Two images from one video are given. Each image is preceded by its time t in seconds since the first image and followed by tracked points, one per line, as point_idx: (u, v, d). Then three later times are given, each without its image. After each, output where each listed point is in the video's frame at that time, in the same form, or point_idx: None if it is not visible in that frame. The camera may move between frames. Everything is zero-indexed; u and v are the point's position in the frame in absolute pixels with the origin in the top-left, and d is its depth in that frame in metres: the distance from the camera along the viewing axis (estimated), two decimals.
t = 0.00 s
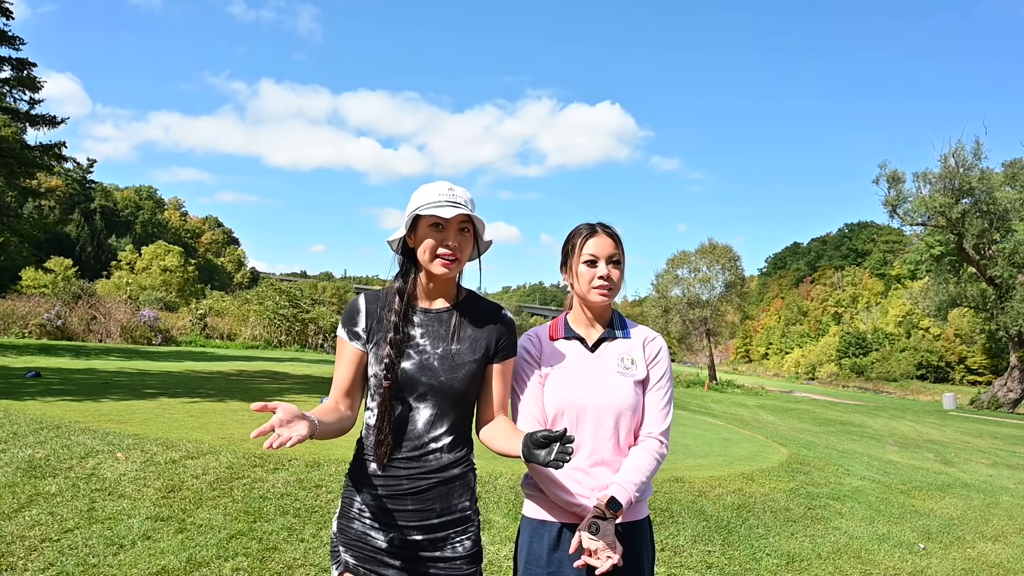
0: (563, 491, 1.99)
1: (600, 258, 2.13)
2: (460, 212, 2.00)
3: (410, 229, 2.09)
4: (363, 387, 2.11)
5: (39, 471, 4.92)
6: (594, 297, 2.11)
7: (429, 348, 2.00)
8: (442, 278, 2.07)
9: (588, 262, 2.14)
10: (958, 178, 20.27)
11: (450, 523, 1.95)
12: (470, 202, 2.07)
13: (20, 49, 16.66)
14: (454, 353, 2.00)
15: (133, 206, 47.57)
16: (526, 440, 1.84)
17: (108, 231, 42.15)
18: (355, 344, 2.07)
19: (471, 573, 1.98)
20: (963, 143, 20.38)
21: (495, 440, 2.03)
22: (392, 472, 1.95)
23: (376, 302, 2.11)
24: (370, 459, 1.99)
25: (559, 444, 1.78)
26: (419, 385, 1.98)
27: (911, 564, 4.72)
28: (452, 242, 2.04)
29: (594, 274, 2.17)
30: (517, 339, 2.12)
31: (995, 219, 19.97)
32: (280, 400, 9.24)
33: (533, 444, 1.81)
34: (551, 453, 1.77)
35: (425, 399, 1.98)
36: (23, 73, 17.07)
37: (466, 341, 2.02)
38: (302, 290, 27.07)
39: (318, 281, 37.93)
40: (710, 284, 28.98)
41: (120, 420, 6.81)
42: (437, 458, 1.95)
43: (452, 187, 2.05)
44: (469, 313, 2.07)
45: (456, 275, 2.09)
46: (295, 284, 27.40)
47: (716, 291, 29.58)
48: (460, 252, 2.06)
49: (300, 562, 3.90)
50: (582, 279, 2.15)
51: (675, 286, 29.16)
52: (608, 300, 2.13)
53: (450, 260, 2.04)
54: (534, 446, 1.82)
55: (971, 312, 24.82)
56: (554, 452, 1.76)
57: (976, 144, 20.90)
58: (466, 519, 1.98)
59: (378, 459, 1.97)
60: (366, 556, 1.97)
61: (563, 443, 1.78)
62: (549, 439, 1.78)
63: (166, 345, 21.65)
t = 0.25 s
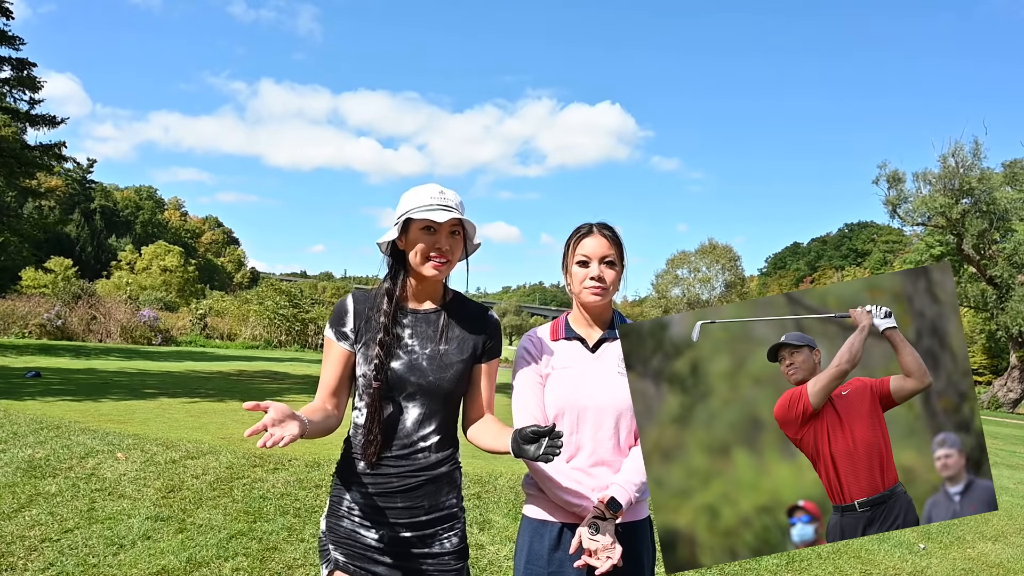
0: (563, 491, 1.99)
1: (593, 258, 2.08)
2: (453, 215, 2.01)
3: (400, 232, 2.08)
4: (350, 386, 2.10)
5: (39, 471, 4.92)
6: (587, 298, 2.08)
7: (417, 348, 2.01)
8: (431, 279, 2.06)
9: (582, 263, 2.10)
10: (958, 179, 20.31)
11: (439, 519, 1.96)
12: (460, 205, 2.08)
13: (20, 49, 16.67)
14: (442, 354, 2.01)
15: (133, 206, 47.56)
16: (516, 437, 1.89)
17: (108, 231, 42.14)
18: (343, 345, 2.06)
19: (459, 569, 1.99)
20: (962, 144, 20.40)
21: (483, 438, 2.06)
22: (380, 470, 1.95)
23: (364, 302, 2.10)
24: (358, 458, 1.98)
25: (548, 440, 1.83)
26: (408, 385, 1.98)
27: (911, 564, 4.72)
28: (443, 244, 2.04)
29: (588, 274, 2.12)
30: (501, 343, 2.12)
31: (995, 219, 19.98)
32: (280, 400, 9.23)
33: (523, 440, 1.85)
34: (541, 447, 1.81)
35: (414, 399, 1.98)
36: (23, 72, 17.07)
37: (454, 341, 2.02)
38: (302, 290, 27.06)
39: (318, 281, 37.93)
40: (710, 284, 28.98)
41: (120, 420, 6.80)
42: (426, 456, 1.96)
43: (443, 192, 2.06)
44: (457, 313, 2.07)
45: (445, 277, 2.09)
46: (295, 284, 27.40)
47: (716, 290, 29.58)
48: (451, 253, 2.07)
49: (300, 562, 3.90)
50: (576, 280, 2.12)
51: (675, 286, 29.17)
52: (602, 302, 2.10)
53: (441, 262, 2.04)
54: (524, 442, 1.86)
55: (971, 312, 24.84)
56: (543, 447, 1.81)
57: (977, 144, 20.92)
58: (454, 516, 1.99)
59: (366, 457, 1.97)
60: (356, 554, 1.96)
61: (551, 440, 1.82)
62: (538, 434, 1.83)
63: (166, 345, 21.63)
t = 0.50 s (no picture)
0: (564, 491, 1.99)
1: (591, 260, 2.07)
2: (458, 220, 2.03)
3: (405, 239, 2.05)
4: (338, 385, 2.08)
5: (39, 471, 4.92)
6: (585, 300, 2.08)
7: (408, 348, 2.01)
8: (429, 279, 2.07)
9: (580, 264, 2.10)
10: (958, 179, 20.35)
11: (431, 517, 1.97)
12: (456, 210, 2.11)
13: (20, 49, 16.67)
14: (431, 353, 2.01)
15: (133, 206, 47.55)
16: (507, 434, 1.90)
17: (108, 231, 42.14)
18: (332, 345, 2.04)
19: (451, 566, 2.00)
20: (962, 144, 20.42)
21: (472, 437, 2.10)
22: (372, 469, 1.95)
23: (353, 302, 2.08)
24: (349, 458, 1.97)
25: (539, 436, 1.85)
26: (398, 384, 1.98)
27: (911, 564, 4.72)
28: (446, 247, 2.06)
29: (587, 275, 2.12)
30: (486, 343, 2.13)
31: (996, 219, 19.98)
32: (280, 400, 9.23)
33: (514, 438, 1.87)
34: (533, 444, 1.83)
35: (405, 398, 1.98)
36: (23, 72, 17.07)
37: (443, 340, 2.04)
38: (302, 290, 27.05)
39: (318, 281, 37.92)
40: (710, 284, 28.99)
41: (120, 420, 6.80)
42: (417, 455, 1.97)
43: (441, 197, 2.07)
44: (445, 313, 2.08)
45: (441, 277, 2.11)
46: (295, 284, 27.39)
47: (716, 290, 29.57)
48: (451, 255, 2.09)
49: (300, 562, 3.90)
50: (575, 281, 2.12)
51: (676, 286, 29.17)
52: (602, 303, 2.09)
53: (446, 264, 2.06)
54: (516, 439, 1.87)
55: (971, 312, 24.86)
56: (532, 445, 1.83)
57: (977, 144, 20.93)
58: (445, 514, 2.01)
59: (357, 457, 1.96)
60: (349, 553, 1.95)
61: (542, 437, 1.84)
62: (529, 431, 1.84)
63: (166, 345, 21.63)
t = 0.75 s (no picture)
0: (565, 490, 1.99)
1: (591, 262, 2.07)
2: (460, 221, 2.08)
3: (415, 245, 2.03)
4: (329, 385, 2.05)
5: (39, 471, 4.92)
6: (584, 302, 2.08)
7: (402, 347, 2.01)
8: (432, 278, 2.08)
9: (579, 266, 2.10)
10: (958, 179, 20.37)
11: (430, 515, 1.98)
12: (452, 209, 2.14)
13: (20, 49, 16.68)
14: (426, 353, 2.02)
15: (133, 207, 47.55)
16: (513, 423, 1.92)
17: (108, 231, 42.14)
18: (325, 346, 2.01)
19: (450, 564, 2.02)
20: (962, 144, 20.42)
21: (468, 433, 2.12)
22: (371, 469, 1.95)
23: (347, 302, 2.05)
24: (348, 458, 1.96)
25: (545, 423, 1.87)
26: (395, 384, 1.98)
27: (911, 564, 4.72)
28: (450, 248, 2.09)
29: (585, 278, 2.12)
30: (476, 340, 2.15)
31: (996, 219, 19.96)
32: (279, 400, 9.23)
33: (520, 426, 1.88)
34: (538, 431, 1.85)
35: (402, 398, 1.98)
36: (23, 72, 17.08)
37: (438, 340, 2.05)
38: (301, 290, 27.05)
39: (318, 281, 37.91)
40: (710, 284, 28.99)
41: (120, 420, 6.80)
42: (416, 454, 1.98)
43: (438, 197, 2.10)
44: (437, 313, 2.09)
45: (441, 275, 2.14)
46: (295, 284, 27.39)
47: (716, 290, 29.56)
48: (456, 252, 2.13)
49: (300, 562, 3.89)
50: (574, 283, 2.12)
51: (676, 286, 29.17)
52: (601, 305, 2.09)
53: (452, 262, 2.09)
54: (520, 428, 1.90)
55: (971, 312, 24.86)
56: (539, 431, 1.85)
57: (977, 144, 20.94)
58: (444, 512, 2.02)
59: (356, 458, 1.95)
60: (349, 554, 1.94)
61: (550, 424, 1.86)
62: (536, 419, 1.87)
63: (166, 345, 21.62)
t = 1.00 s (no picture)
0: (565, 489, 1.98)
1: (584, 261, 2.08)
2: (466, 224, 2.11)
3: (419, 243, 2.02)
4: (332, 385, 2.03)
5: (39, 471, 4.92)
6: (579, 300, 2.08)
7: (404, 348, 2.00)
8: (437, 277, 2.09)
9: (574, 265, 2.11)
10: (958, 179, 20.39)
11: (432, 516, 1.99)
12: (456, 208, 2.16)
13: (20, 49, 16.67)
14: (428, 352, 2.02)
15: (133, 206, 47.58)
16: (523, 414, 1.91)
17: (108, 231, 42.13)
18: (327, 346, 1.99)
19: (451, 565, 2.02)
20: (962, 143, 20.41)
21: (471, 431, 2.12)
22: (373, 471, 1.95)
23: (347, 302, 2.04)
24: (351, 458, 1.96)
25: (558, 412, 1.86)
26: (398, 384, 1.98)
27: (911, 564, 4.72)
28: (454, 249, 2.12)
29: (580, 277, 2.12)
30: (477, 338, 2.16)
31: (996, 219, 19.95)
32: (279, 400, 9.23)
33: (533, 416, 1.88)
34: (552, 420, 1.84)
35: (403, 399, 1.98)
36: (23, 73, 17.07)
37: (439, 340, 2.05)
38: (301, 289, 27.05)
39: (319, 281, 37.89)
40: (710, 284, 28.99)
41: (120, 420, 6.80)
42: (417, 454, 1.98)
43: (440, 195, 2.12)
44: (437, 313, 2.10)
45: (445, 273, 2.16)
46: (295, 284, 27.39)
47: (716, 290, 29.56)
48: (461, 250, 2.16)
49: (300, 562, 3.89)
50: (570, 282, 2.13)
51: (675, 286, 29.18)
52: (596, 303, 2.09)
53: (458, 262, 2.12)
54: (533, 417, 1.89)
55: (971, 312, 24.88)
56: (556, 419, 1.84)
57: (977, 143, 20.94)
58: (445, 513, 2.03)
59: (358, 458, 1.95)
60: (351, 555, 1.94)
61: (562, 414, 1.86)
62: (549, 409, 1.86)
63: (166, 345, 21.62)
